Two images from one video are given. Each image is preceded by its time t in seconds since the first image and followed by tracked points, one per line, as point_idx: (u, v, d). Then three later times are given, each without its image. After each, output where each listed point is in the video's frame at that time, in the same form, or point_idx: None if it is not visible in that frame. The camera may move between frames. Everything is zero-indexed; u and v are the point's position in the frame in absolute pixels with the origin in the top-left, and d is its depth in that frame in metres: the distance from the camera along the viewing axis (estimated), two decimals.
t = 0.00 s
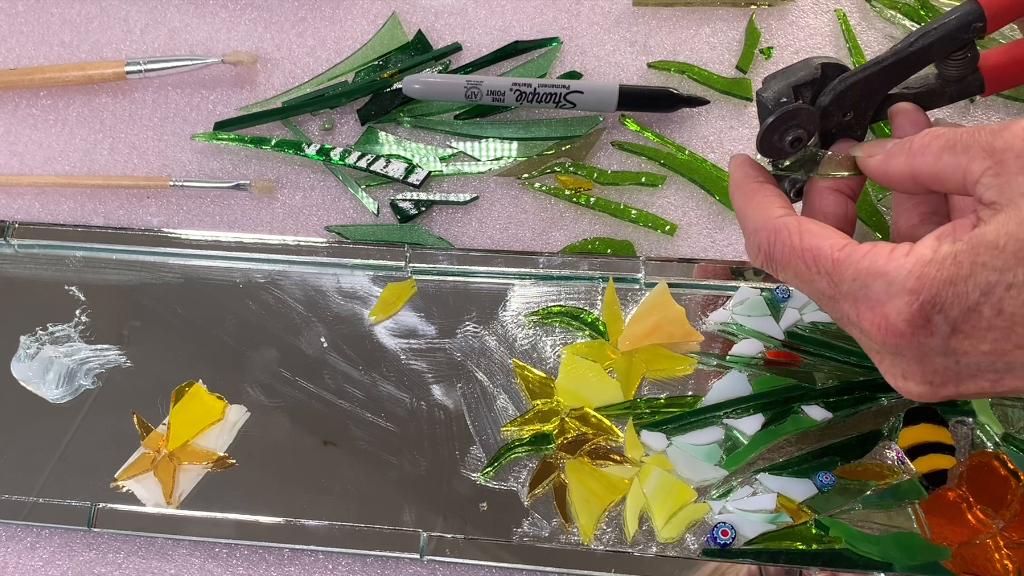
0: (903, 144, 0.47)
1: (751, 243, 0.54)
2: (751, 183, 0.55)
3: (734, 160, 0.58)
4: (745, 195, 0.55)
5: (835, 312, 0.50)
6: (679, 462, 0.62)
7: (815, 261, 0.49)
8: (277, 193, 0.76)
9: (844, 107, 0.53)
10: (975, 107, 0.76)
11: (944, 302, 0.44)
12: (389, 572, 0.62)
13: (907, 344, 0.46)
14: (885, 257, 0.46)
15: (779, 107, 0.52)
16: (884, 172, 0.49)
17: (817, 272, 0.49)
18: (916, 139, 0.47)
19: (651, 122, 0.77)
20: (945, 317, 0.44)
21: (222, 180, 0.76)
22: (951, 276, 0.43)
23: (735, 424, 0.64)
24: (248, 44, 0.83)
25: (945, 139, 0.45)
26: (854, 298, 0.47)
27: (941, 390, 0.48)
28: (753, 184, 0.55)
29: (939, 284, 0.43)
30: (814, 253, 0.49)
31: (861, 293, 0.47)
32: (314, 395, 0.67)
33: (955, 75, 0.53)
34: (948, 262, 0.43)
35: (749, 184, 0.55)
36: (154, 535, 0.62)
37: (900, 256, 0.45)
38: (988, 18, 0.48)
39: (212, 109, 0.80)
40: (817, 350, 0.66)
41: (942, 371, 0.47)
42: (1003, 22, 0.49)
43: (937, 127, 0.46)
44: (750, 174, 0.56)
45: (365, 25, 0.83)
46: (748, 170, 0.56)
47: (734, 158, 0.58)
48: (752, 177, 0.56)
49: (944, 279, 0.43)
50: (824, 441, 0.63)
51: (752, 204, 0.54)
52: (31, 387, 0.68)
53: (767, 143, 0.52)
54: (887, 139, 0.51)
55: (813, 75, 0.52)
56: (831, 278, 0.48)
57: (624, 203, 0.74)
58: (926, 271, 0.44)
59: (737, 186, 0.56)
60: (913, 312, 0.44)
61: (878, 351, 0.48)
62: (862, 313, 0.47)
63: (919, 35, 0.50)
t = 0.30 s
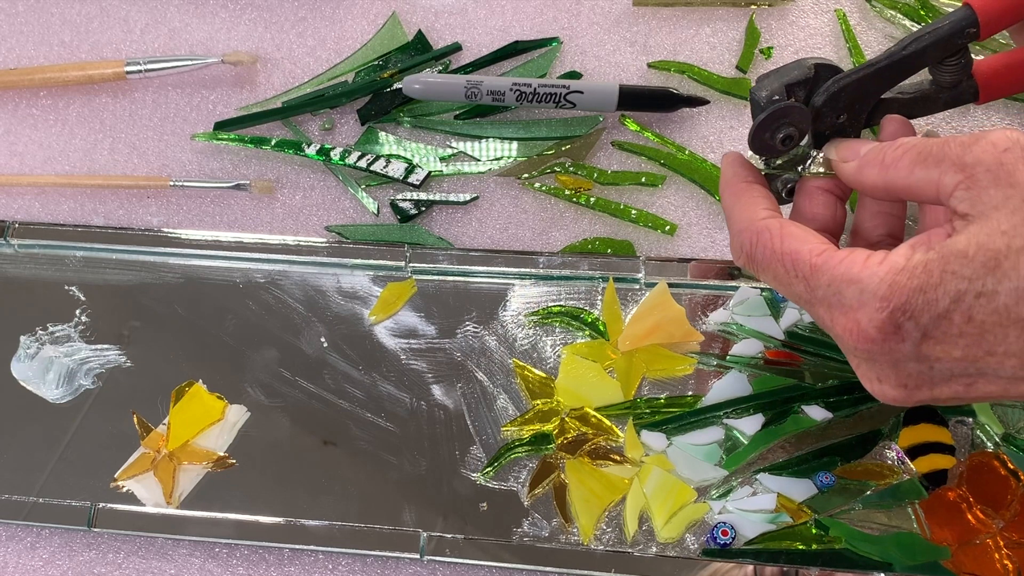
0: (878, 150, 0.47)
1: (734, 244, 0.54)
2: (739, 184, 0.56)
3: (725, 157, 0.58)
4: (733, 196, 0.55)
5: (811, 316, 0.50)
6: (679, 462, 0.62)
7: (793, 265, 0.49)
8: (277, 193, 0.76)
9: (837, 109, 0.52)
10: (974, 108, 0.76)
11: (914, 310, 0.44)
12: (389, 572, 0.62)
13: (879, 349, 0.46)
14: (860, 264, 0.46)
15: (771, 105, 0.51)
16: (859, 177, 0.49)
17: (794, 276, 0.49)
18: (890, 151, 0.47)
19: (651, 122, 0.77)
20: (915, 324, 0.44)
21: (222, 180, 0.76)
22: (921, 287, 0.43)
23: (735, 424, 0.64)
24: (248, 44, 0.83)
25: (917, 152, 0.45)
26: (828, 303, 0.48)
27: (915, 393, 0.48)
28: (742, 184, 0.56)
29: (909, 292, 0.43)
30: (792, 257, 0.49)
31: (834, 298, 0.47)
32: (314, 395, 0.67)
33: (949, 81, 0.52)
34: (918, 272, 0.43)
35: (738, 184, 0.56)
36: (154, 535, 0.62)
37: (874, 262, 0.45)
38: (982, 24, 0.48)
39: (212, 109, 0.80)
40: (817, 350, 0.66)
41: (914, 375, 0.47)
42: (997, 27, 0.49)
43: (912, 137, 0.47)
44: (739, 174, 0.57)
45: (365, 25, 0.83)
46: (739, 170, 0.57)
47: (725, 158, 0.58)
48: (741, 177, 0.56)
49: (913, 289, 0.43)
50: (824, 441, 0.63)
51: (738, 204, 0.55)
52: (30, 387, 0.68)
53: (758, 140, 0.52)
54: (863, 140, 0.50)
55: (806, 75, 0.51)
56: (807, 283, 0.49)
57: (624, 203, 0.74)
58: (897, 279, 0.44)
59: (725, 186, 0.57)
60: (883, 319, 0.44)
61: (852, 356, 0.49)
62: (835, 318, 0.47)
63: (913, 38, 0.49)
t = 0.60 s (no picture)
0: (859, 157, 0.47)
1: (719, 254, 0.54)
2: (725, 192, 0.56)
3: (712, 163, 0.58)
4: (718, 204, 0.55)
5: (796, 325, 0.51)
6: (679, 462, 0.62)
7: (776, 275, 0.49)
8: (277, 193, 0.76)
9: (822, 114, 0.52)
10: (974, 108, 0.75)
11: (894, 320, 0.44)
12: (389, 572, 0.62)
13: (861, 359, 0.46)
14: (841, 275, 0.46)
15: (756, 111, 0.51)
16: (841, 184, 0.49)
17: (777, 286, 0.50)
18: (872, 156, 0.47)
19: (651, 122, 0.77)
20: (896, 333, 0.44)
21: (222, 180, 0.76)
22: (899, 297, 0.43)
23: (735, 424, 0.64)
24: (248, 44, 0.83)
25: (899, 157, 0.45)
26: (811, 313, 0.48)
27: (898, 401, 0.48)
28: (727, 193, 0.56)
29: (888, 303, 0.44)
30: (775, 268, 0.49)
31: (816, 309, 0.47)
32: (314, 395, 0.67)
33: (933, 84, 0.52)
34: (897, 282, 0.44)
35: (723, 192, 0.56)
36: (154, 535, 0.62)
37: (854, 274, 0.46)
38: (962, 28, 0.48)
39: (212, 109, 0.80)
40: (817, 349, 0.66)
41: (896, 383, 0.47)
42: (977, 31, 0.49)
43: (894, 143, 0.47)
44: (724, 182, 0.56)
45: (365, 25, 0.83)
46: (724, 178, 0.57)
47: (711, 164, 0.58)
48: (727, 185, 0.56)
49: (892, 299, 0.44)
50: (823, 441, 0.63)
51: (723, 213, 0.55)
52: (30, 387, 0.68)
53: (743, 146, 0.52)
54: (848, 145, 0.50)
55: (790, 80, 0.51)
56: (790, 293, 0.49)
57: (624, 203, 0.74)
58: (877, 290, 0.44)
59: (710, 194, 0.57)
60: (863, 330, 0.45)
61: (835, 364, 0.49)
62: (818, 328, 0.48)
63: (897, 42, 0.49)
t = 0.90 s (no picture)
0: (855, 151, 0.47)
1: (715, 251, 0.54)
2: (719, 189, 0.56)
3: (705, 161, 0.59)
4: (712, 201, 0.56)
5: (795, 321, 0.51)
6: (679, 462, 0.62)
7: (772, 271, 0.49)
8: (277, 192, 0.76)
9: (815, 111, 0.52)
10: (974, 108, 0.76)
11: (893, 314, 0.44)
12: (389, 572, 0.62)
13: (860, 354, 0.46)
14: (838, 270, 0.46)
15: (749, 106, 0.51)
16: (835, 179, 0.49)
17: (775, 283, 0.50)
18: (869, 151, 0.47)
19: (651, 122, 0.77)
20: (895, 328, 0.44)
21: (222, 180, 0.76)
22: (898, 291, 0.43)
23: (735, 424, 0.64)
24: (248, 44, 0.83)
25: (893, 152, 0.45)
26: (809, 309, 0.48)
27: (898, 397, 0.48)
28: (721, 189, 0.56)
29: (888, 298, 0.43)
30: (772, 263, 0.49)
31: (815, 305, 0.47)
32: (314, 394, 0.67)
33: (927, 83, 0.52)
34: (897, 277, 0.43)
35: (716, 189, 0.56)
36: (154, 535, 0.62)
37: (852, 267, 0.45)
38: (958, 25, 0.48)
39: (212, 109, 0.80)
40: (817, 349, 0.66)
41: (896, 379, 0.47)
42: (973, 28, 0.49)
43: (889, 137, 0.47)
44: (717, 179, 0.57)
45: (365, 25, 0.83)
46: (718, 175, 0.57)
47: (705, 161, 0.59)
48: (721, 181, 0.56)
49: (891, 294, 0.43)
50: (824, 441, 0.63)
51: (717, 210, 0.55)
52: (30, 387, 0.68)
53: (736, 141, 0.52)
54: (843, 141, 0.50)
55: (783, 76, 0.51)
56: (787, 289, 0.49)
57: (624, 203, 0.74)
58: (876, 284, 0.44)
59: (705, 191, 0.57)
60: (862, 325, 0.44)
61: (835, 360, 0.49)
62: (818, 325, 0.48)
63: (891, 40, 0.49)
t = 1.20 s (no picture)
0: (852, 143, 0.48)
1: (711, 244, 0.54)
2: (708, 185, 0.56)
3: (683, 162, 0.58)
4: (700, 198, 0.56)
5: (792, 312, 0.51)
6: (679, 462, 0.62)
7: (771, 264, 0.49)
8: (277, 192, 0.76)
9: (810, 97, 0.51)
10: (974, 108, 0.76)
11: (892, 305, 0.44)
12: (389, 572, 0.62)
13: (859, 345, 0.46)
14: (838, 262, 0.46)
15: (742, 95, 0.50)
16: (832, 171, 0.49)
17: (773, 275, 0.50)
18: (867, 142, 0.47)
19: (651, 122, 0.77)
20: (894, 319, 0.44)
21: (222, 180, 0.76)
22: (896, 282, 0.43)
23: (735, 423, 0.64)
24: (248, 44, 0.83)
25: (890, 143, 0.45)
26: (808, 301, 0.48)
27: (897, 384, 0.48)
28: (710, 186, 0.56)
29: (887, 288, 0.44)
30: (771, 256, 0.49)
31: (814, 297, 0.47)
32: (314, 394, 0.67)
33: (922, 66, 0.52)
34: (895, 268, 0.44)
35: (705, 186, 0.56)
36: (154, 535, 0.62)
37: (851, 258, 0.46)
38: (948, 12, 0.48)
39: (212, 109, 0.80)
40: (817, 349, 0.66)
41: (895, 368, 0.47)
42: (963, 15, 0.49)
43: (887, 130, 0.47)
44: (704, 177, 0.56)
45: (365, 25, 0.83)
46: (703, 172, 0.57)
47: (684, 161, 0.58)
48: (708, 178, 0.56)
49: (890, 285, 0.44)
50: (823, 440, 0.63)
51: (707, 207, 0.55)
52: (30, 387, 0.68)
53: (729, 130, 0.51)
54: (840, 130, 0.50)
55: (775, 64, 0.51)
56: (785, 282, 0.49)
57: (624, 203, 0.74)
58: (875, 275, 0.44)
59: (693, 189, 0.56)
60: (862, 316, 0.45)
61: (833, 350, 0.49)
62: (816, 315, 0.48)
63: (884, 25, 0.49)
